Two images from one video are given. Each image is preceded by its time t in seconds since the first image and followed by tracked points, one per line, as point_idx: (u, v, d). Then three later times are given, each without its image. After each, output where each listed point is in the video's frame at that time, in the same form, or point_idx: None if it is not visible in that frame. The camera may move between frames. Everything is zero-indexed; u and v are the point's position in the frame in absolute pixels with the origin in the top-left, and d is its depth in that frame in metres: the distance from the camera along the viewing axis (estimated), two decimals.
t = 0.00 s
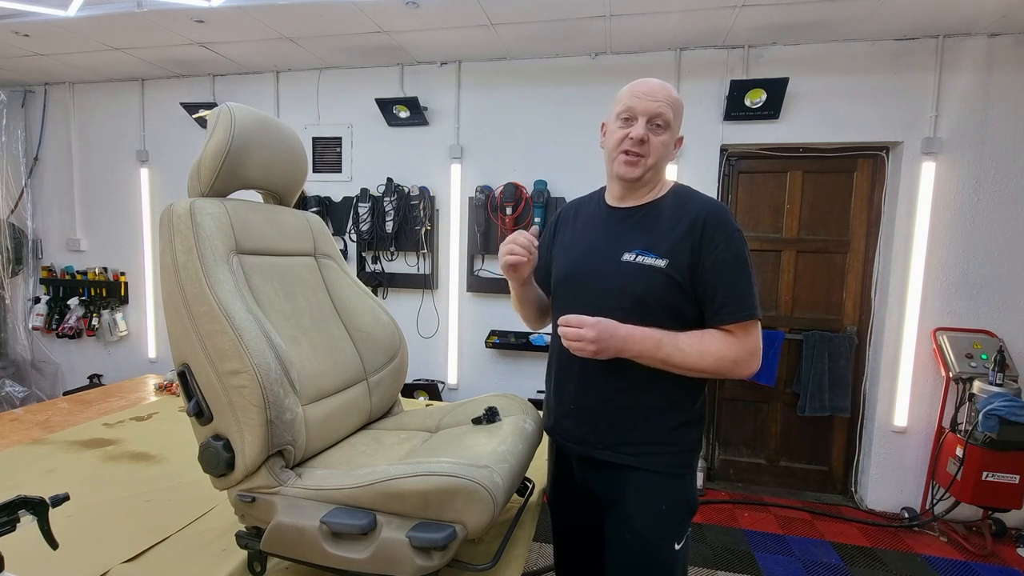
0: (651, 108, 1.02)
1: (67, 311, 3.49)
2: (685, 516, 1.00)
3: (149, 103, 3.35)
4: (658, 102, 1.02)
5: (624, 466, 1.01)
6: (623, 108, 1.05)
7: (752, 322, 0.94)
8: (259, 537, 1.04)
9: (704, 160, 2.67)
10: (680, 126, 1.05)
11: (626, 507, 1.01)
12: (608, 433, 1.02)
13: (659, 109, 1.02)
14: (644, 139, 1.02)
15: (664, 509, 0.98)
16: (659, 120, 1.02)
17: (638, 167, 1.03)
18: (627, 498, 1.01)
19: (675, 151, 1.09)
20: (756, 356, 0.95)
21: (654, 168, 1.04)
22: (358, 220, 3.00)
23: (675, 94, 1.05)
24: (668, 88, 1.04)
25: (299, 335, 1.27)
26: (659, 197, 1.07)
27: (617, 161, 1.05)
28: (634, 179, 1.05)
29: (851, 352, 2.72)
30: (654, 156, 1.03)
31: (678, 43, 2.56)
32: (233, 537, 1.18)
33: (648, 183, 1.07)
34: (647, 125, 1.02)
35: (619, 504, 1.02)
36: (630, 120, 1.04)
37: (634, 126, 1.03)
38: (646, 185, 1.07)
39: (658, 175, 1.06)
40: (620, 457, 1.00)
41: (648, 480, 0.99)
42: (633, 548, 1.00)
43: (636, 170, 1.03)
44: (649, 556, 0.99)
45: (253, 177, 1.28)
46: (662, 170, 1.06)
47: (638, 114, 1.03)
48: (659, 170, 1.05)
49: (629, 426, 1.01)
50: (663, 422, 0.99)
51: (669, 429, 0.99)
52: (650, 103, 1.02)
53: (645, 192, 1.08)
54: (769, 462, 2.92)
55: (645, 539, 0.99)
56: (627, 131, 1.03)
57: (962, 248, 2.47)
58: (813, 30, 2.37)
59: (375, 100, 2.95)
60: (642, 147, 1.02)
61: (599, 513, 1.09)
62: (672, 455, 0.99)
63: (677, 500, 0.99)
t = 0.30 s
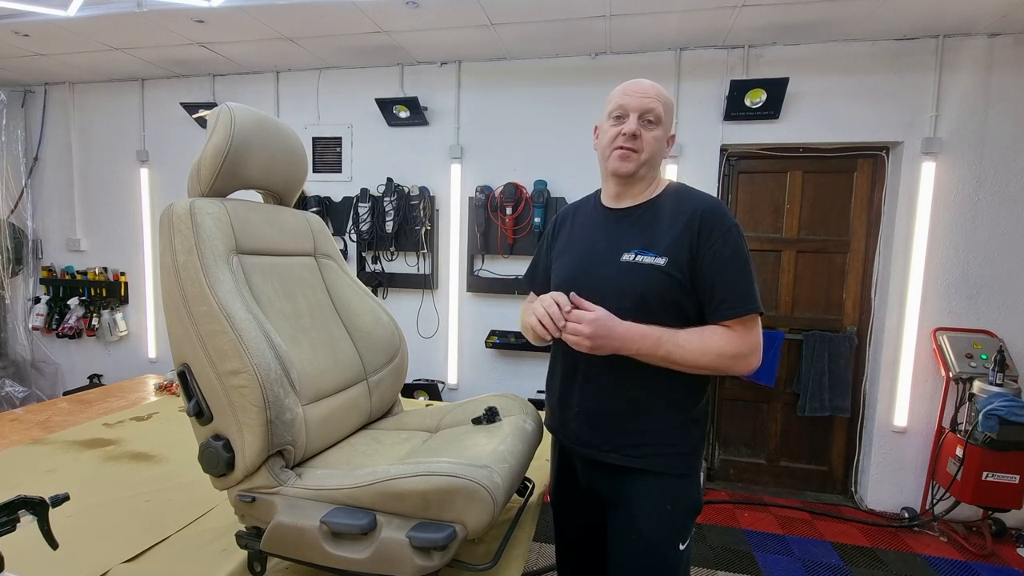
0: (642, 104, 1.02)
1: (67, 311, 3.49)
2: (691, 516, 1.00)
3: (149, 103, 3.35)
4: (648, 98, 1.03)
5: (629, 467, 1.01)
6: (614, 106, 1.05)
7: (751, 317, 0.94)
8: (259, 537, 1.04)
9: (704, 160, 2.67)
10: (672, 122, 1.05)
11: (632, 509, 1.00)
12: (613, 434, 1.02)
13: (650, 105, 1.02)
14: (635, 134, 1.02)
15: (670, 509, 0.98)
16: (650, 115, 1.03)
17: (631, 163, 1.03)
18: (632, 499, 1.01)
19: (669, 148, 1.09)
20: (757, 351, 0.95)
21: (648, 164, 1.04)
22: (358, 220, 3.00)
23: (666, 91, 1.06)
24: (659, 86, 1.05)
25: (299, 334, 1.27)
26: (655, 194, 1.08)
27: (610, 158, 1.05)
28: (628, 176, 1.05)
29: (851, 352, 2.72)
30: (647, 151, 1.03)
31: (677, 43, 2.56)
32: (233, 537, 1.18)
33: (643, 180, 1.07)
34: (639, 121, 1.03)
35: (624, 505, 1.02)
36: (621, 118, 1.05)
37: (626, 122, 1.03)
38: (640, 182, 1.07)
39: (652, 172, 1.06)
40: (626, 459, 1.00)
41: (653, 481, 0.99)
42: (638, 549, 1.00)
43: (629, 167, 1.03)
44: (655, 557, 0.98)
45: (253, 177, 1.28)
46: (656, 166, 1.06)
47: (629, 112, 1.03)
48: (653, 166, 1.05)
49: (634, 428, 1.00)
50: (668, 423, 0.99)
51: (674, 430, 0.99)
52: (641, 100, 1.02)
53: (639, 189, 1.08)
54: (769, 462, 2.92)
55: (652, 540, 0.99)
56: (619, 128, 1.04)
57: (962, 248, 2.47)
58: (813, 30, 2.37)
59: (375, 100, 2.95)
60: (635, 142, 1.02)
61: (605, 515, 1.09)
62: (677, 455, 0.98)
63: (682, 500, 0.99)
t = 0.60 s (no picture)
0: (637, 107, 1.02)
1: (67, 311, 3.49)
2: (696, 517, 1.00)
3: (149, 103, 3.35)
4: (643, 100, 1.02)
5: (636, 468, 1.01)
6: (610, 109, 1.05)
7: (757, 313, 0.94)
8: (259, 537, 1.04)
9: (704, 160, 2.67)
10: (669, 123, 1.05)
11: (639, 509, 1.00)
12: (620, 435, 1.02)
13: (645, 107, 1.02)
14: (632, 136, 1.02)
15: (676, 510, 0.98)
16: (646, 117, 1.03)
17: (629, 166, 1.03)
18: (639, 499, 1.01)
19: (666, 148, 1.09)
20: (764, 347, 0.95)
21: (645, 167, 1.04)
22: (358, 220, 3.00)
23: (661, 93, 1.06)
24: (654, 87, 1.05)
25: (300, 334, 1.27)
26: (653, 195, 1.08)
27: (608, 162, 1.05)
28: (626, 179, 1.05)
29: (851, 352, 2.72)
30: (644, 154, 1.02)
31: (677, 43, 2.56)
32: (233, 538, 1.18)
33: (640, 182, 1.07)
34: (635, 123, 1.03)
35: (630, 505, 1.02)
36: (617, 120, 1.05)
37: (622, 125, 1.04)
38: (639, 184, 1.07)
39: (650, 173, 1.06)
40: (632, 459, 1.00)
41: (660, 481, 0.99)
42: (644, 550, 1.00)
43: (627, 169, 1.03)
44: (661, 558, 0.98)
45: (253, 177, 1.28)
46: (654, 168, 1.06)
47: (625, 114, 1.03)
48: (651, 168, 1.05)
49: (641, 428, 1.00)
50: (673, 424, 0.99)
51: (681, 430, 0.99)
52: (636, 103, 1.02)
53: (638, 191, 1.08)
54: (769, 462, 2.92)
55: (658, 541, 0.98)
56: (616, 131, 1.04)
57: (962, 248, 2.47)
58: (814, 30, 2.37)
59: (375, 100, 2.95)
60: (632, 145, 1.02)
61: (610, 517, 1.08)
62: (684, 455, 0.98)
63: (688, 501, 0.99)
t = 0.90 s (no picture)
0: (638, 107, 1.02)
1: (67, 311, 3.49)
2: (696, 518, 1.00)
3: (149, 103, 3.35)
4: (643, 101, 1.03)
5: (637, 468, 1.01)
6: (611, 110, 1.05)
7: (759, 314, 0.94)
8: (259, 537, 1.04)
9: (704, 161, 2.67)
10: (669, 123, 1.05)
11: (640, 510, 1.00)
12: (621, 435, 1.02)
13: (646, 108, 1.02)
14: (633, 138, 1.02)
15: (676, 510, 0.98)
16: (646, 118, 1.03)
17: (630, 166, 1.03)
18: (640, 500, 1.00)
19: (666, 149, 1.09)
20: (765, 348, 0.96)
21: (646, 168, 1.03)
22: (358, 220, 3.00)
23: (661, 94, 1.06)
24: (654, 88, 1.05)
25: (300, 335, 1.27)
26: (654, 196, 1.08)
27: (608, 163, 1.05)
28: (626, 179, 1.05)
29: (851, 352, 2.72)
30: (645, 155, 1.02)
31: (677, 43, 2.56)
32: (233, 537, 1.18)
33: (641, 183, 1.07)
34: (635, 124, 1.03)
35: (630, 506, 1.02)
36: (617, 121, 1.05)
37: (622, 126, 1.03)
38: (639, 184, 1.07)
39: (650, 174, 1.06)
40: (634, 460, 1.00)
41: (661, 481, 0.99)
42: (644, 551, 1.00)
43: (628, 170, 1.03)
44: (661, 559, 0.98)
45: (254, 177, 1.28)
46: (654, 168, 1.06)
47: (625, 115, 1.03)
48: (651, 169, 1.05)
49: (643, 429, 1.00)
50: (675, 424, 1.00)
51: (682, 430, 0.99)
52: (636, 104, 1.02)
53: (638, 191, 1.08)
54: (769, 462, 2.92)
55: (660, 543, 0.98)
56: (616, 132, 1.04)
57: (962, 248, 2.47)
58: (814, 30, 2.37)
59: (375, 100, 2.95)
60: (632, 146, 1.02)
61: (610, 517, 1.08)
62: (686, 455, 0.99)
63: (689, 501, 0.99)
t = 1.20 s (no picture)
0: (618, 107, 1.03)
1: (67, 311, 3.48)
2: (690, 519, 1.00)
3: (149, 103, 3.35)
4: (623, 100, 1.03)
5: (628, 469, 1.01)
6: (591, 113, 1.06)
7: (745, 312, 0.93)
8: (259, 537, 1.04)
9: (704, 161, 2.67)
10: (652, 119, 1.05)
11: (633, 511, 1.00)
12: (611, 436, 1.02)
13: (625, 107, 1.03)
14: (615, 136, 1.02)
15: (669, 511, 0.98)
16: (627, 116, 1.03)
17: (616, 165, 1.03)
18: (631, 501, 1.00)
19: (653, 146, 1.09)
20: (754, 348, 0.94)
21: (632, 165, 1.03)
22: (358, 220, 3.00)
23: (642, 92, 1.06)
24: (633, 86, 1.06)
25: (299, 334, 1.27)
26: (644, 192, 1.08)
27: (594, 164, 1.05)
28: (614, 178, 1.05)
29: (851, 352, 2.72)
30: (629, 152, 1.02)
31: (677, 43, 2.56)
32: (233, 537, 1.18)
33: (630, 181, 1.07)
34: (617, 123, 1.03)
35: (623, 508, 1.02)
36: (599, 122, 1.05)
37: (604, 126, 1.04)
38: (628, 182, 1.07)
39: (637, 171, 1.06)
40: (627, 459, 1.00)
41: (653, 482, 0.99)
42: (637, 553, 0.99)
43: (615, 168, 1.03)
44: (655, 560, 0.98)
45: (253, 177, 1.28)
46: (641, 165, 1.06)
47: (606, 115, 1.04)
48: (638, 166, 1.05)
49: (635, 429, 1.00)
50: (668, 423, 1.00)
51: (672, 430, 0.99)
52: (616, 103, 1.03)
53: (627, 189, 1.08)
54: (769, 462, 2.92)
55: (653, 543, 0.98)
56: (598, 133, 1.04)
57: (962, 248, 2.47)
58: (813, 30, 2.37)
59: (375, 100, 2.95)
60: (615, 145, 1.02)
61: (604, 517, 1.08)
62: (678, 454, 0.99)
63: (681, 502, 0.99)
